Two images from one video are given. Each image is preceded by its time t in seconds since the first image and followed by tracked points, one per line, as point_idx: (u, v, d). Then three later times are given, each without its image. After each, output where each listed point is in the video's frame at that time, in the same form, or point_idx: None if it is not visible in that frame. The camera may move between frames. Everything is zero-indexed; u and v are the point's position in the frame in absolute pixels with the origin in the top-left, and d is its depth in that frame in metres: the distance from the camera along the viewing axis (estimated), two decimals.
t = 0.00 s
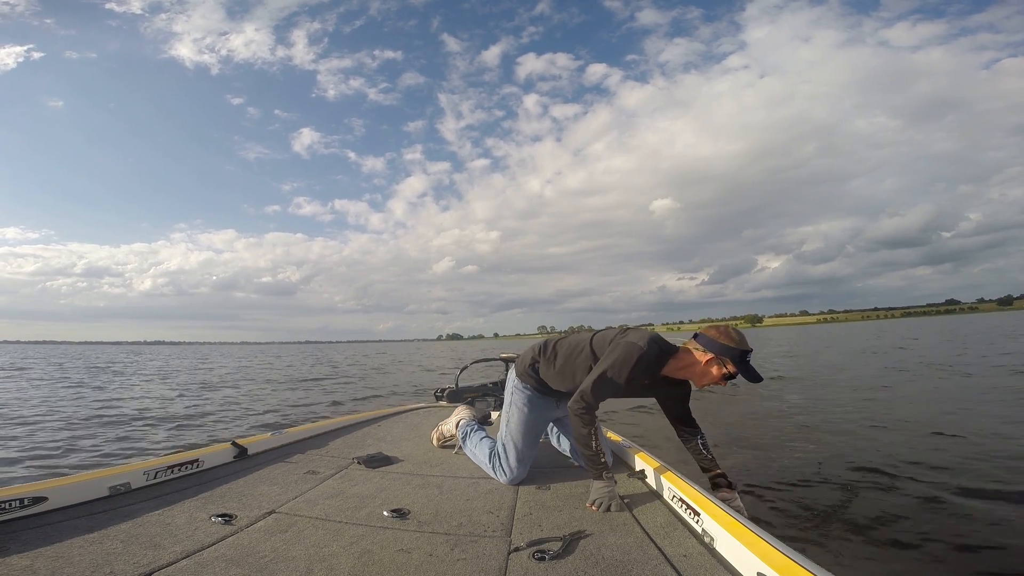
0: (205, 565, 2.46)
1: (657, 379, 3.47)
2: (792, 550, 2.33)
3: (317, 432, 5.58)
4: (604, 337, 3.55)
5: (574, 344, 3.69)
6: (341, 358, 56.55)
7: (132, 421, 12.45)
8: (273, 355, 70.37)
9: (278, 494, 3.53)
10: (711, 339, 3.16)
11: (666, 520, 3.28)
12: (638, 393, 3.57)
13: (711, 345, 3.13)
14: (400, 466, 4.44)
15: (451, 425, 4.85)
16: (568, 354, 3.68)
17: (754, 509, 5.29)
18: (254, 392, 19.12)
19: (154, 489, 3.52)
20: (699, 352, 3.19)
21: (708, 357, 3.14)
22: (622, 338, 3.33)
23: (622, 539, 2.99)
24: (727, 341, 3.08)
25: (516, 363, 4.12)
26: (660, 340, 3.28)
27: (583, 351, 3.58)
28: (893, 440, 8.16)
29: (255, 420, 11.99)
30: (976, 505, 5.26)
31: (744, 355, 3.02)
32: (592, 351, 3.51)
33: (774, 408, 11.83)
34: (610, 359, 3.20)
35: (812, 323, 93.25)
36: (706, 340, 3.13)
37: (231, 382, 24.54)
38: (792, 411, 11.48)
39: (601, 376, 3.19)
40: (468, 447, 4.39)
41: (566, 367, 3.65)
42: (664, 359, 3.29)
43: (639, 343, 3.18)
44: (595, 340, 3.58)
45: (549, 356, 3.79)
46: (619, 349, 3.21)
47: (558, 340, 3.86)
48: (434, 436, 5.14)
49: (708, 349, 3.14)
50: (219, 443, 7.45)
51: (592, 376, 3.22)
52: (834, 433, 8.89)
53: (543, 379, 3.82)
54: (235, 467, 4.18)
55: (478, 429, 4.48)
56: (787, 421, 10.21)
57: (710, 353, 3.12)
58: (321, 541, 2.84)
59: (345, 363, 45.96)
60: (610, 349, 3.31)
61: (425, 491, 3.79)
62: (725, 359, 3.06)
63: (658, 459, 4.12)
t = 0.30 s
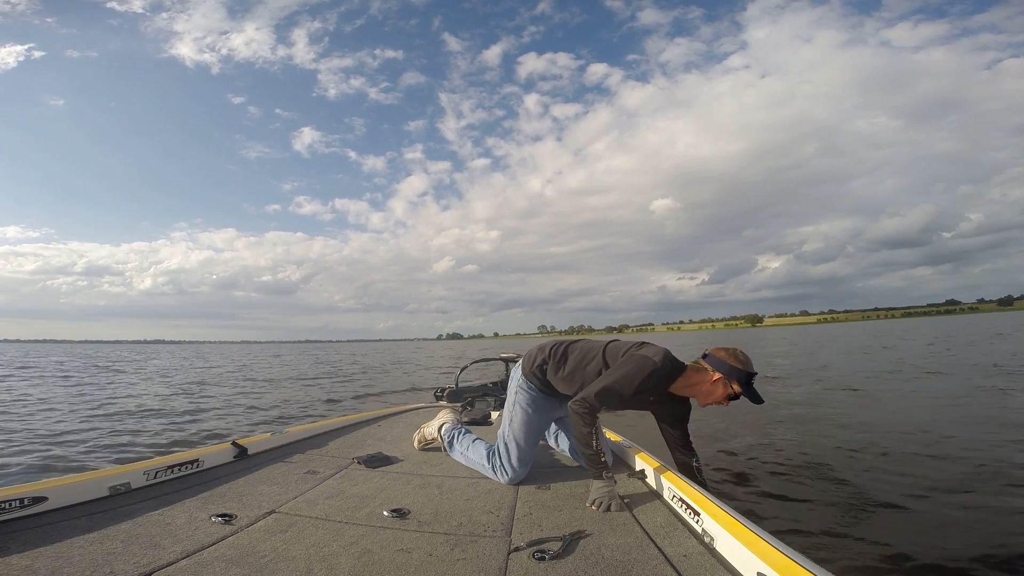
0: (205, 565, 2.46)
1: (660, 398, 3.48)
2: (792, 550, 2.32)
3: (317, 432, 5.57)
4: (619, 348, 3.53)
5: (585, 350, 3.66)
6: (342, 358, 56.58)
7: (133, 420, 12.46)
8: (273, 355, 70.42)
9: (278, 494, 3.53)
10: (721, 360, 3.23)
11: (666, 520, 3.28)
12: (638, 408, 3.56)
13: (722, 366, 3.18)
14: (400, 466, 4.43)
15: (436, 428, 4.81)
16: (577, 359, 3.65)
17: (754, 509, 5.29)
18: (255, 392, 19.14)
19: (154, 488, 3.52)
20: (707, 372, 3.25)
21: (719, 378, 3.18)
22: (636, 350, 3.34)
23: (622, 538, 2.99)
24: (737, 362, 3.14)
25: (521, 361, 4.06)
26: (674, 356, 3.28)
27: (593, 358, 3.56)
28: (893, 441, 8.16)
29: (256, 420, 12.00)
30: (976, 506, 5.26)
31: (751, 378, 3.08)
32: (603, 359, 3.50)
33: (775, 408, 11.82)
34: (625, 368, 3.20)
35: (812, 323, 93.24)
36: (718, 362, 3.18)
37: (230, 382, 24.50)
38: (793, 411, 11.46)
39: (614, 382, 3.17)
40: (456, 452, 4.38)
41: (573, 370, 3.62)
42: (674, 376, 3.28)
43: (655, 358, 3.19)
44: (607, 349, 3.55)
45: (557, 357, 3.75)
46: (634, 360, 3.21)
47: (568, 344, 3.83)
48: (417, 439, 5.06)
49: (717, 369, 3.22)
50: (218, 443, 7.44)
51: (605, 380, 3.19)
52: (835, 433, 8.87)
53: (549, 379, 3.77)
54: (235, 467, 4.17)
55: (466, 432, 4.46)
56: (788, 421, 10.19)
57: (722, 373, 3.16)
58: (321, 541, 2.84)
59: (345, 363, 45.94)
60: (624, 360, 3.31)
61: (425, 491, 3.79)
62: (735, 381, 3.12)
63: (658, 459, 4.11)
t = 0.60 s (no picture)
0: (205, 565, 2.47)
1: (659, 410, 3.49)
2: (792, 550, 2.32)
3: (316, 432, 5.57)
4: (625, 357, 3.53)
5: (591, 356, 3.66)
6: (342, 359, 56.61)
7: (135, 421, 12.51)
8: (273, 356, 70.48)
9: (278, 494, 3.54)
10: (722, 374, 3.25)
11: (666, 520, 3.28)
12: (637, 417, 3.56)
13: (725, 381, 3.20)
14: (400, 466, 4.44)
15: (434, 428, 4.81)
16: (580, 365, 3.65)
17: (754, 509, 5.29)
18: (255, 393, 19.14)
19: (154, 489, 3.53)
20: (708, 386, 3.26)
21: (723, 392, 3.18)
22: (641, 362, 3.34)
23: (622, 538, 3.00)
24: (739, 377, 3.17)
25: (525, 361, 4.06)
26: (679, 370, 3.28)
27: (597, 365, 3.56)
28: (894, 439, 8.16)
29: (257, 420, 12.04)
30: (976, 504, 5.27)
31: (751, 394, 3.13)
32: (608, 366, 3.49)
33: (775, 407, 11.82)
34: (628, 378, 3.20)
35: (812, 322, 93.23)
36: (721, 377, 3.20)
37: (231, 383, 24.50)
38: (793, 410, 11.44)
39: (616, 390, 3.18)
40: (456, 452, 4.38)
41: (577, 375, 3.62)
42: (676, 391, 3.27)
43: (659, 370, 3.19)
44: (613, 357, 3.55)
45: (561, 361, 3.74)
46: (637, 370, 3.21)
47: (573, 349, 3.83)
48: (417, 439, 5.06)
49: (719, 384, 3.22)
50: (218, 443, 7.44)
51: (607, 387, 3.20)
52: (835, 432, 8.88)
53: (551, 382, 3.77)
54: (235, 467, 4.18)
55: (466, 433, 4.46)
56: (788, 420, 10.20)
57: (725, 388, 3.17)
58: (321, 541, 2.85)
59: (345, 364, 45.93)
60: (628, 370, 3.31)
61: (425, 491, 3.79)
62: (737, 396, 3.13)
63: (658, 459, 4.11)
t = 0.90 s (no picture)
0: (205, 565, 2.47)
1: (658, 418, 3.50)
2: (792, 550, 2.32)
3: (316, 432, 5.58)
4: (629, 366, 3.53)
5: (595, 362, 3.65)
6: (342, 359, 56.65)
7: (135, 421, 12.51)
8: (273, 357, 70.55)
9: (278, 494, 3.53)
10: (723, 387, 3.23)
11: (666, 520, 3.28)
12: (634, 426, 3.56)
13: (725, 395, 3.19)
14: (400, 466, 4.44)
15: (433, 428, 4.81)
16: (583, 370, 3.64)
17: (754, 508, 5.28)
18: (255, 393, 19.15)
19: (154, 489, 3.53)
20: (708, 400, 3.24)
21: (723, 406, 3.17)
22: (644, 372, 3.33)
23: (622, 538, 3.00)
24: (739, 391, 3.16)
25: (527, 361, 4.05)
26: (680, 383, 3.28)
27: (599, 371, 3.56)
28: (894, 438, 8.16)
29: (257, 421, 12.05)
30: (976, 502, 5.27)
31: (751, 406, 3.12)
32: (611, 373, 3.49)
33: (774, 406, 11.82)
34: (629, 388, 3.20)
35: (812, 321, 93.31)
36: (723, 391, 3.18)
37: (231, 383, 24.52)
38: (793, 409, 11.43)
39: (616, 398, 3.19)
40: (455, 451, 4.38)
41: (580, 379, 3.62)
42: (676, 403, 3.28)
43: (660, 383, 3.19)
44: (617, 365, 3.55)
45: (564, 365, 3.74)
46: (639, 380, 3.21)
47: (577, 353, 3.82)
48: (416, 438, 5.07)
49: (719, 398, 3.21)
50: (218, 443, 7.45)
51: (607, 393, 3.21)
52: (835, 431, 8.88)
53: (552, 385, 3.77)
54: (235, 467, 4.18)
55: (464, 432, 4.46)
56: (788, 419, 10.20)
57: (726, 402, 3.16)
58: (321, 541, 2.84)
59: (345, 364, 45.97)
60: (630, 379, 3.31)
61: (425, 491, 3.79)
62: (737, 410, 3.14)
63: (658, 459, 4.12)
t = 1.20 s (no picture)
0: (205, 565, 2.47)
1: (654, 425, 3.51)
2: (792, 550, 2.32)
3: (317, 432, 5.58)
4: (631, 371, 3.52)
5: (598, 363, 3.64)
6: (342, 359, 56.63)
7: (135, 421, 12.50)
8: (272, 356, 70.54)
9: (279, 494, 3.54)
10: (723, 394, 3.21)
11: (666, 520, 3.28)
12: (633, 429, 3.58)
13: (724, 401, 3.18)
14: (400, 466, 4.44)
15: (435, 427, 4.82)
16: (586, 372, 3.63)
17: (754, 508, 5.29)
18: (255, 393, 19.14)
19: (154, 488, 3.53)
20: (708, 406, 3.25)
21: (722, 411, 3.18)
22: (647, 379, 3.32)
23: (622, 539, 3.00)
24: (738, 398, 3.16)
25: (527, 361, 4.06)
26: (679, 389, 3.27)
27: (602, 374, 3.55)
28: (894, 439, 8.15)
29: (257, 420, 12.05)
30: (975, 503, 5.27)
31: (750, 413, 3.13)
32: (613, 376, 3.49)
33: (775, 407, 11.81)
34: (630, 393, 3.20)
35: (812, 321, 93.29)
36: (721, 397, 3.18)
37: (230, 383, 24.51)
38: (794, 409, 11.42)
39: (616, 401, 3.18)
40: (456, 451, 4.39)
41: (581, 381, 3.62)
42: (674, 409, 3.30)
43: (662, 393, 3.19)
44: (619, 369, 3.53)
45: (567, 365, 3.73)
46: (641, 387, 3.21)
47: (579, 354, 3.81)
48: (417, 438, 5.08)
49: (719, 404, 3.20)
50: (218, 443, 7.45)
51: (607, 397, 3.21)
52: (835, 431, 8.89)
53: (553, 384, 3.77)
54: (236, 467, 4.18)
55: (465, 432, 4.47)
56: (789, 419, 10.18)
57: (725, 407, 3.16)
58: (320, 541, 2.84)
59: (344, 363, 45.96)
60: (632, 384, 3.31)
61: (425, 491, 3.80)
62: (736, 415, 3.14)
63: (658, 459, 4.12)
